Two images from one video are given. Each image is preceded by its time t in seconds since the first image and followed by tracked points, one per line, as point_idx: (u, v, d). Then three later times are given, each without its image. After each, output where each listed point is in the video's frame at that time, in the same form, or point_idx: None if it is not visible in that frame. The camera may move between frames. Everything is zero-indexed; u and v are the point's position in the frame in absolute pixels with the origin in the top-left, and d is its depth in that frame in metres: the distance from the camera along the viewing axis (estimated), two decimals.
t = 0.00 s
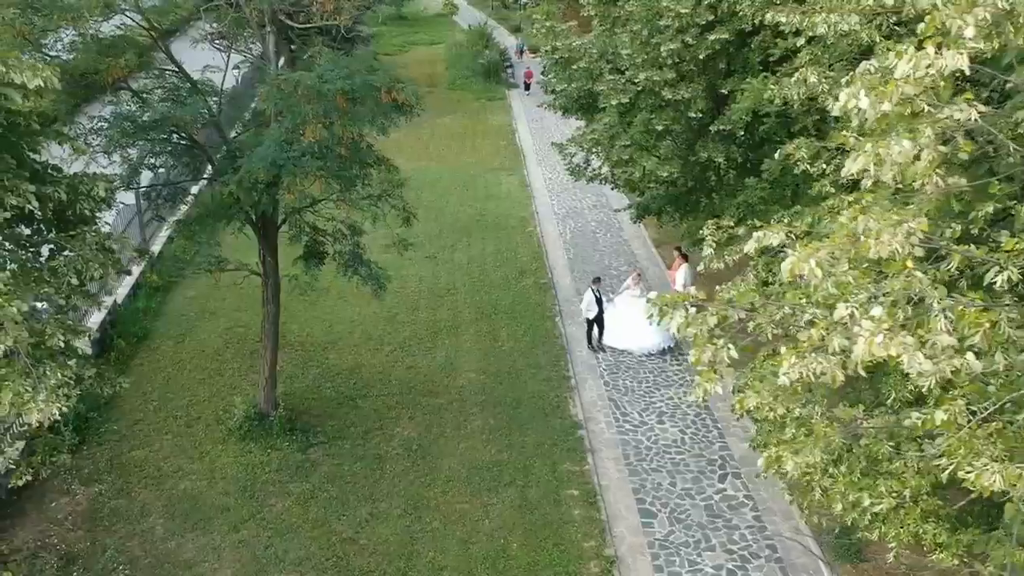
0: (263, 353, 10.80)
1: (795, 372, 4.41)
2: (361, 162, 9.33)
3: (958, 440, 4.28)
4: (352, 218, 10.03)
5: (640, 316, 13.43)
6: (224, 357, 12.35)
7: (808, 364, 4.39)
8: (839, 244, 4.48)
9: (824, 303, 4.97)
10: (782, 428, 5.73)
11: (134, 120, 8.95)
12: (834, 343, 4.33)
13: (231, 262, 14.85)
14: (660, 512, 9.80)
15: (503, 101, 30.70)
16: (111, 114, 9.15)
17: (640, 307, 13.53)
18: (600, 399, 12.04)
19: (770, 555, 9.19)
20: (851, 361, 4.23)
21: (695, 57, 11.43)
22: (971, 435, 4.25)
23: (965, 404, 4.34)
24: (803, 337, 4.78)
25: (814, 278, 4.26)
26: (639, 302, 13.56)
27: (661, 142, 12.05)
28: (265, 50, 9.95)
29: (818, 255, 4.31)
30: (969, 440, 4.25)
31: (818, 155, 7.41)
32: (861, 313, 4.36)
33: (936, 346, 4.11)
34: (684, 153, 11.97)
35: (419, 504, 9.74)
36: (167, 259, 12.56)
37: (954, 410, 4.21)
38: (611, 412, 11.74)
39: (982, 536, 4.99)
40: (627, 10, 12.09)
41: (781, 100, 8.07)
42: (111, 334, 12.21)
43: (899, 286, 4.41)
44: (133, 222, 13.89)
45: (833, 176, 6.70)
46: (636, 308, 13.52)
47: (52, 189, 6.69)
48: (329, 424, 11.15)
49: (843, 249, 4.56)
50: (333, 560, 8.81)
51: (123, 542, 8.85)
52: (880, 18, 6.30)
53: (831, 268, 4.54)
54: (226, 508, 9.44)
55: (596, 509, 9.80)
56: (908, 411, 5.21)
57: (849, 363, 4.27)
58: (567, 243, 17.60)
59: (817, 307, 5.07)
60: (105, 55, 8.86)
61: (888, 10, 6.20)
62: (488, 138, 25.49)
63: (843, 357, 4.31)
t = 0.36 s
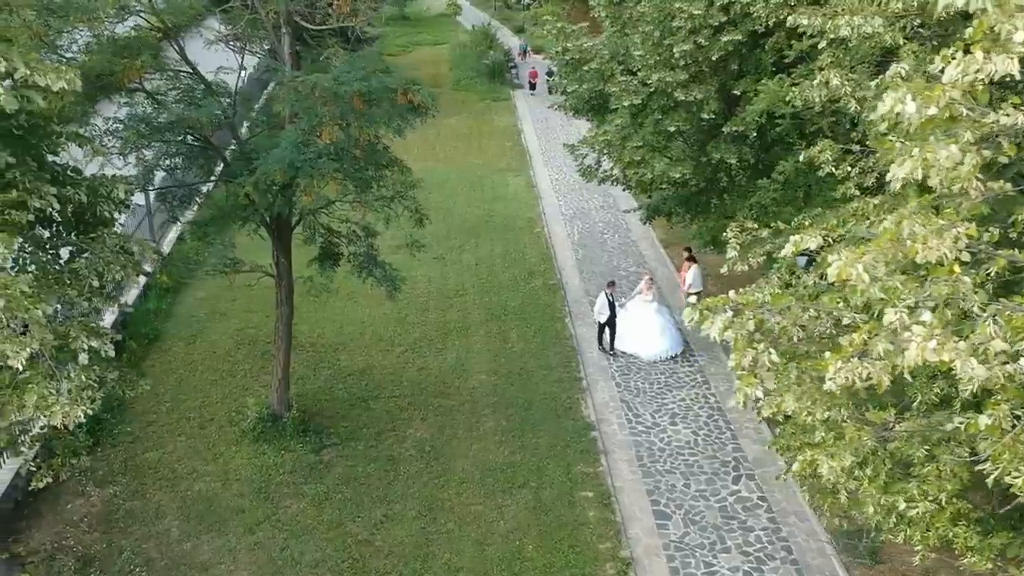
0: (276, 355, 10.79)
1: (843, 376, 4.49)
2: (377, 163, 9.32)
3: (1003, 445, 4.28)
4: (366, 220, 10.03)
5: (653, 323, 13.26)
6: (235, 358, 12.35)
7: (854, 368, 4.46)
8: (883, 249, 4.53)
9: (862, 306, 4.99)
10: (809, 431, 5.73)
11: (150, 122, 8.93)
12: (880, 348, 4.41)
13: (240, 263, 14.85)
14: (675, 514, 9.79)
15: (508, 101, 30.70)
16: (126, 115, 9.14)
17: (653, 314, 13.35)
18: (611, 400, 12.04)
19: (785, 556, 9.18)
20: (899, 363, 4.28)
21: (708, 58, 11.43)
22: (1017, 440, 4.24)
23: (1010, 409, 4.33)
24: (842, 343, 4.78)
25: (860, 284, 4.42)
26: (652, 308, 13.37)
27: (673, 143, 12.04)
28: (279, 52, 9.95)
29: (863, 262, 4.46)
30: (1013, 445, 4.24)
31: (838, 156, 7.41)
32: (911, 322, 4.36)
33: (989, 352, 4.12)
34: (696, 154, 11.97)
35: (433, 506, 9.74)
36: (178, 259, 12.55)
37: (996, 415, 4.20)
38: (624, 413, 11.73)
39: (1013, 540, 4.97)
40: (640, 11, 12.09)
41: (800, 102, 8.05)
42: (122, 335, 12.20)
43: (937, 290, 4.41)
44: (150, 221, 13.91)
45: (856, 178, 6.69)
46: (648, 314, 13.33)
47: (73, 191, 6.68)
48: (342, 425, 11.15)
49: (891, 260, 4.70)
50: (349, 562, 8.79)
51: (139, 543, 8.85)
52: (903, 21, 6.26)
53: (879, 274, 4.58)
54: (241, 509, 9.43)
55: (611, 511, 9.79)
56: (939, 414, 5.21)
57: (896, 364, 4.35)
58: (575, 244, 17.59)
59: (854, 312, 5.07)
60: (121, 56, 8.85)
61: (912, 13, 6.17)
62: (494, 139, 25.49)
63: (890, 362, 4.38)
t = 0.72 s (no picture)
0: (289, 356, 10.77)
1: (892, 380, 4.50)
2: (393, 165, 9.33)
3: None
4: (381, 221, 10.03)
5: (666, 327, 13.18)
6: (247, 359, 12.35)
7: (903, 371, 4.49)
8: (929, 252, 4.51)
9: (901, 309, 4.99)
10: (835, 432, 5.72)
11: (166, 123, 8.91)
12: (925, 352, 4.44)
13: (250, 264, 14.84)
14: (690, 515, 9.78)
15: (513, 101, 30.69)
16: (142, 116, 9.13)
17: (665, 317, 13.27)
18: (624, 401, 12.03)
19: (801, 558, 9.17)
20: (949, 366, 4.28)
21: (722, 59, 11.42)
22: None
23: None
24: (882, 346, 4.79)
25: (907, 288, 4.42)
26: (664, 311, 13.28)
27: (686, 144, 12.04)
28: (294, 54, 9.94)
29: (911, 266, 4.46)
30: None
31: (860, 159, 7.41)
32: (961, 326, 4.33)
33: None
34: (708, 156, 11.96)
35: (448, 507, 9.73)
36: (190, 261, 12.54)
37: None
38: (636, 415, 11.73)
39: None
40: (653, 12, 12.09)
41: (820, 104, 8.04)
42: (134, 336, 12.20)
43: (978, 294, 4.41)
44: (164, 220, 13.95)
45: (879, 181, 6.69)
46: (661, 317, 13.26)
47: (95, 193, 6.67)
48: (355, 427, 11.14)
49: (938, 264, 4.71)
50: (365, 563, 8.78)
51: (155, 545, 8.84)
52: (928, 22, 6.28)
53: (927, 279, 4.58)
54: (256, 511, 9.42)
55: (626, 513, 9.78)
56: (969, 416, 5.21)
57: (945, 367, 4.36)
58: (583, 245, 17.58)
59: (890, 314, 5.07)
60: (137, 57, 8.83)
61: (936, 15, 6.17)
62: (500, 139, 25.49)
63: (937, 366, 4.41)
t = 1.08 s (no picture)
0: (303, 357, 10.76)
1: (935, 384, 4.53)
2: (409, 166, 9.33)
3: None
4: (396, 223, 10.03)
5: (680, 328, 13.24)
6: (259, 361, 12.35)
7: (946, 376, 4.51)
8: (971, 255, 4.54)
9: (940, 310, 5.01)
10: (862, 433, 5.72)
11: (182, 125, 8.90)
12: (971, 355, 4.48)
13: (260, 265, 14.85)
14: (705, 516, 9.77)
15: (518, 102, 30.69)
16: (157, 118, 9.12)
17: (679, 319, 13.33)
18: (636, 402, 12.04)
19: (817, 558, 9.15)
20: (994, 370, 4.31)
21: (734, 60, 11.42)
22: None
23: None
24: (924, 350, 4.80)
25: (954, 292, 4.45)
26: (678, 313, 13.33)
27: (698, 145, 12.04)
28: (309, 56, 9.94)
29: (957, 269, 4.49)
30: None
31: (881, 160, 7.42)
32: (1010, 330, 4.33)
33: None
34: (721, 157, 11.95)
35: (464, 508, 9.72)
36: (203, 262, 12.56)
37: None
38: (649, 416, 11.73)
39: None
40: (665, 13, 12.09)
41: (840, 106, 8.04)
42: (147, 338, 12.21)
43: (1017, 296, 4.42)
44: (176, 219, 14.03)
45: (903, 183, 6.70)
46: (675, 319, 13.31)
47: (116, 195, 6.67)
48: (369, 428, 11.14)
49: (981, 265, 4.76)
50: (382, 565, 8.77)
51: (172, 547, 8.84)
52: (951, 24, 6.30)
53: (971, 283, 4.60)
54: (272, 512, 9.42)
55: (641, 514, 9.78)
56: (999, 418, 5.20)
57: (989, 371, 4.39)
58: (592, 246, 17.58)
59: (928, 317, 5.07)
60: (153, 59, 8.82)
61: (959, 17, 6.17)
62: (506, 140, 25.49)
63: (981, 368, 4.46)
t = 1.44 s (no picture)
0: (310, 358, 10.76)
1: (959, 388, 4.62)
2: (418, 168, 9.33)
3: None
4: (403, 224, 10.04)
5: (686, 333, 13.17)
6: (265, 361, 12.36)
7: (969, 380, 4.60)
8: (995, 259, 4.60)
9: (959, 313, 5.04)
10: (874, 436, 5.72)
11: (191, 126, 8.89)
12: (994, 359, 4.59)
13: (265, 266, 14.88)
14: (712, 517, 9.77)
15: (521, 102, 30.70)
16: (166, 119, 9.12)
17: (686, 323, 13.27)
18: (642, 403, 12.04)
19: (824, 560, 9.15)
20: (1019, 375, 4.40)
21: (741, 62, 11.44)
22: None
23: None
24: (945, 353, 4.86)
25: (977, 296, 4.51)
26: (685, 317, 13.27)
27: (705, 147, 12.06)
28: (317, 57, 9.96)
29: (981, 274, 4.55)
30: None
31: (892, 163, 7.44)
32: None
33: None
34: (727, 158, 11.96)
35: (472, 509, 9.72)
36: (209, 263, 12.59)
37: None
38: (655, 417, 11.73)
39: None
40: (671, 14, 12.10)
41: (850, 108, 8.05)
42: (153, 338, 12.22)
43: None
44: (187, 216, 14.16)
45: (916, 186, 6.74)
46: (681, 323, 13.24)
47: (127, 197, 6.68)
48: (375, 429, 11.15)
49: (999, 270, 4.77)
50: (390, 565, 8.77)
51: (180, 548, 8.85)
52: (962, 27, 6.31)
53: (993, 287, 4.62)
54: (279, 513, 9.43)
55: (648, 515, 9.78)
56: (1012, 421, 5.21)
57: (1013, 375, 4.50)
58: (596, 247, 17.58)
59: (947, 320, 5.12)
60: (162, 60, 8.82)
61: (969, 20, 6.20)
62: (509, 140, 25.51)
63: (1003, 372, 4.58)
